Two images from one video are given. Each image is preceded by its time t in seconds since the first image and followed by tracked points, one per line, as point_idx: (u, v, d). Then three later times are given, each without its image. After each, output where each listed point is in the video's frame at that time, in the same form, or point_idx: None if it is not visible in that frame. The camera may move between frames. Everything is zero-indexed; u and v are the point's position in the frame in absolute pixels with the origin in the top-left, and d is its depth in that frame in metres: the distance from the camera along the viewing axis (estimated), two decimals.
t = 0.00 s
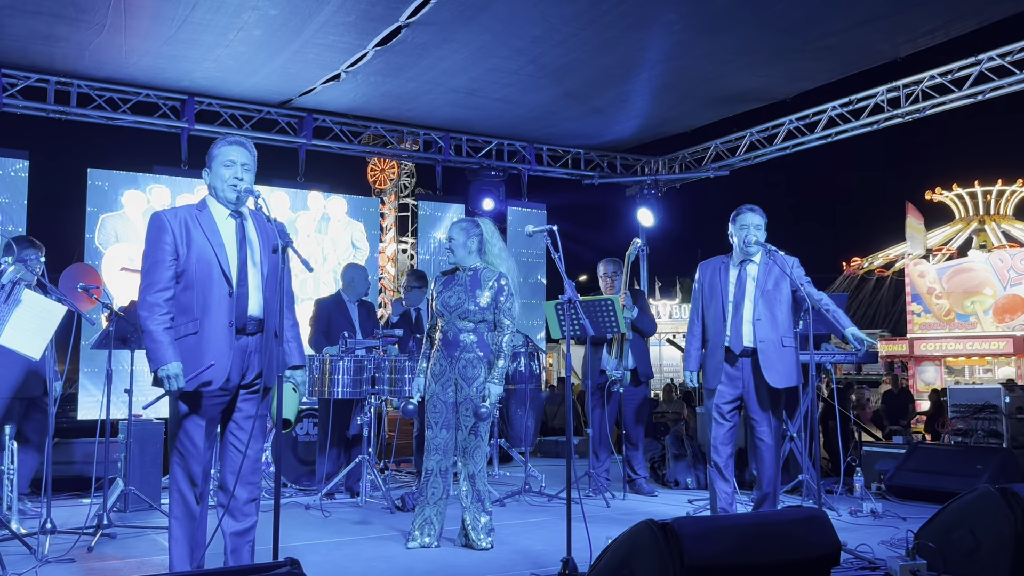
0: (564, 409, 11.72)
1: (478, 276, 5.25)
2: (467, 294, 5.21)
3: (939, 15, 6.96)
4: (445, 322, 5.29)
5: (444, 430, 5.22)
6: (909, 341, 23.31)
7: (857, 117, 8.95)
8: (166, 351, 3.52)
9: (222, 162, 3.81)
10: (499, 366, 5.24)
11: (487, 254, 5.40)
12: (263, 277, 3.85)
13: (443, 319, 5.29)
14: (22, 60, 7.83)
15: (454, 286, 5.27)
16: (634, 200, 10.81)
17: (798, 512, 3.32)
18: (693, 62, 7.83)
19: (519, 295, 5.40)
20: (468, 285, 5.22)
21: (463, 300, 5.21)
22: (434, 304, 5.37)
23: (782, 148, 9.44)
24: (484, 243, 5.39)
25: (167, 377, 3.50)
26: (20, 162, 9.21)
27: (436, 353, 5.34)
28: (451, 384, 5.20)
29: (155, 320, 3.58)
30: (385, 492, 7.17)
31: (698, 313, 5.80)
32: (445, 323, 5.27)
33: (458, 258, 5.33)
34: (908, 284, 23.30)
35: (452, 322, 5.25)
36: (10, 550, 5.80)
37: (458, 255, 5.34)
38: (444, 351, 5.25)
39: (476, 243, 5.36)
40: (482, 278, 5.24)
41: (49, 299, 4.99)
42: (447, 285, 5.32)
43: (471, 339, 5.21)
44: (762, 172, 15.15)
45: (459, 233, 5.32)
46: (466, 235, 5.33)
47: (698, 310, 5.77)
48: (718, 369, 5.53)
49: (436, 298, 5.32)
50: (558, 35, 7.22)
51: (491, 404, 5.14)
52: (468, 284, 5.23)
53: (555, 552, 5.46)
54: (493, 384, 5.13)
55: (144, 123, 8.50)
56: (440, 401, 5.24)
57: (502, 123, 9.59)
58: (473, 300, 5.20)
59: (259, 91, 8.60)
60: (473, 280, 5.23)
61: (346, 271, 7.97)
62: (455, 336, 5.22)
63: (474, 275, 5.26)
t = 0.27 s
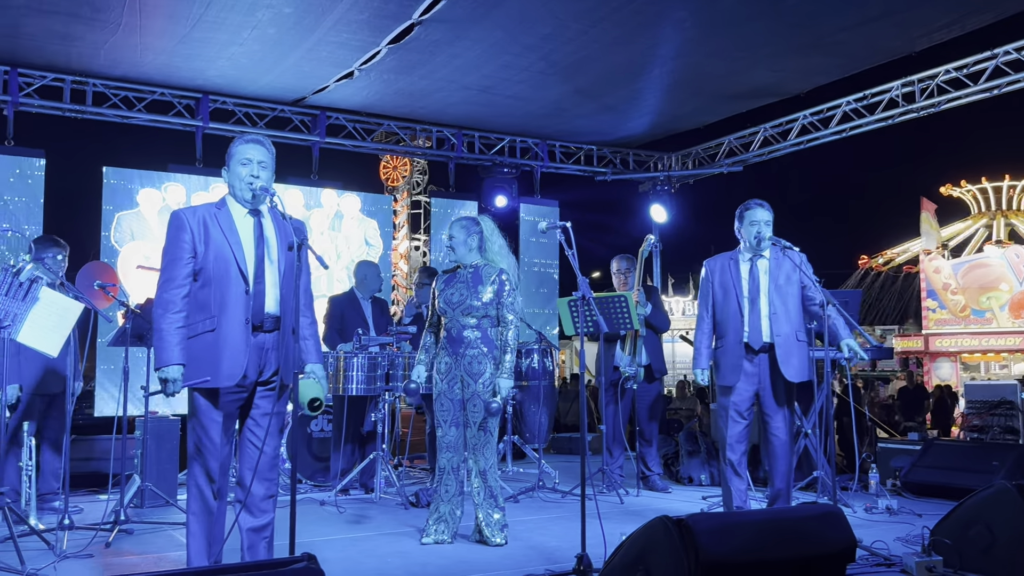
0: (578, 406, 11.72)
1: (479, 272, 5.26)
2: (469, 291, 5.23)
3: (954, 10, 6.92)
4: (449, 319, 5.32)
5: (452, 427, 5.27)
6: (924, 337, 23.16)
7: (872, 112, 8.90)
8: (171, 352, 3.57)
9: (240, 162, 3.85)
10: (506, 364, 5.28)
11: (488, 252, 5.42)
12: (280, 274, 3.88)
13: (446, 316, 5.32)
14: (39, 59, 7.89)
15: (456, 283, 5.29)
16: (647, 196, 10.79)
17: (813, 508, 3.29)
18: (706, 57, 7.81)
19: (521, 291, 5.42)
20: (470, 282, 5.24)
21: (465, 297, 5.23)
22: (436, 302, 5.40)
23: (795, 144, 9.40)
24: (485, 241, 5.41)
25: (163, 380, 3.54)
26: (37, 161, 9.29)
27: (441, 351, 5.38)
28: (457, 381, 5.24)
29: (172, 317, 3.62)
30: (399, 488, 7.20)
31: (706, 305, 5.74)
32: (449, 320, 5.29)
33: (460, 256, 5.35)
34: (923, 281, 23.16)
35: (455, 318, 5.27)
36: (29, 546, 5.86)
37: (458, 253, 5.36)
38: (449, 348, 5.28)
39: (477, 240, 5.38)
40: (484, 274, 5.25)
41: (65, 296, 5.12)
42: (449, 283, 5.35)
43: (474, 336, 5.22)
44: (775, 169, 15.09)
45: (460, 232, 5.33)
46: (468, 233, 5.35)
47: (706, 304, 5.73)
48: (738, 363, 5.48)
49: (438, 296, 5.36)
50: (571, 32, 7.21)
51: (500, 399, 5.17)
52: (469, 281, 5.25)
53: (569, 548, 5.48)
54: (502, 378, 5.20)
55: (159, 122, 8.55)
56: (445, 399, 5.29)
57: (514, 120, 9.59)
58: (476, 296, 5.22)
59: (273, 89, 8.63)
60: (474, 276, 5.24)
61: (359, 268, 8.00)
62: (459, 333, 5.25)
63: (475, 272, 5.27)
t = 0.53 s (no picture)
0: (594, 402, 11.74)
1: (484, 269, 5.31)
2: (476, 287, 5.27)
3: (975, 3, 6.85)
4: (456, 316, 5.33)
5: (465, 424, 5.34)
6: (944, 333, 22.95)
7: (891, 107, 8.84)
8: (200, 347, 3.62)
9: (263, 161, 3.88)
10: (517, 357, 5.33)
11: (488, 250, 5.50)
12: (299, 269, 3.89)
13: (452, 313, 5.33)
14: (60, 59, 7.96)
15: (462, 280, 5.32)
16: (664, 192, 10.75)
17: (831, 505, 3.29)
18: (724, 52, 7.78)
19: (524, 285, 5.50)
20: (476, 278, 5.28)
21: (473, 293, 5.27)
22: (441, 300, 5.41)
23: (814, 139, 9.35)
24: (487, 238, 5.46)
25: (196, 374, 3.60)
26: (58, 160, 9.38)
27: (448, 348, 5.39)
28: (469, 377, 5.29)
29: (196, 315, 3.66)
30: (418, 484, 7.23)
31: (722, 298, 5.68)
32: (458, 317, 5.31)
33: (464, 254, 5.36)
34: (943, 276, 22.97)
35: (463, 315, 5.29)
36: (52, 541, 5.93)
37: (460, 251, 5.36)
38: (459, 345, 5.30)
39: (481, 237, 5.39)
40: (489, 270, 5.31)
41: (88, 295, 5.29)
42: (453, 280, 5.37)
43: (482, 332, 5.27)
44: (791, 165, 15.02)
45: (466, 230, 5.33)
46: (477, 230, 5.37)
47: (722, 297, 5.67)
48: (763, 356, 5.44)
49: (444, 293, 5.37)
50: (588, 28, 7.20)
51: (517, 389, 5.24)
52: (475, 277, 5.29)
53: (589, 543, 5.49)
54: (513, 370, 5.24)
55: (178, 121, 8.61)
56: (457, 396, 5.34)
57: (531, 117, 9.59)
58: (484, 293, 5.27)
59: (291, 88, 8.67)
60: (480, 273, 5.29)
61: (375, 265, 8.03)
62: (468, 330, 5.27)
63: (480, 268, 5.32)
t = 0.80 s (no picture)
0: (614, 399, 11.72)
1: (495, 266, 5.32)
2: (490, 284, 5.27)
3: None
4: (470, 314, 5.31)
5: (483, 421, 5.33)
6: (967, 329, 22.69)
7: (914, 101, 8.76)
8: (226, 345, 3.63)
9: (287, 159, 3.89)
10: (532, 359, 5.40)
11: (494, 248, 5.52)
12: (320, 267, 3.89)
13: (467, 311, 5.31)
14: (83, 59, 8.02)
15: (474, 279, 5.30)
16: (684, 188, 10.70)
17: (857, 501, 3.24)
18: (745, 47, 7.73)
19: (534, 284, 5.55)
20: (489, 276, 5.28)
21: (489, 291, 5.27)
22: (454, 300, 5.37)
23: (835, 133, 9.28)
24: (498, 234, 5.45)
25: (224, 370, 3.62)
26: (81, 159, 9.45)
27: (465, 348, 5.36)
28: (487, 374, 5.28)
29: (220, 314, 3.68)
30: (439, 481, 7.25)
31: (745, 295, 5.63)
32: (473, 314, 5.29)
33: (476, 253, 5.33)
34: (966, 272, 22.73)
35: (478, 312, 5.28)
36: (78, 537, 5.99)
37: (470, 250, 5.32)
38: (476, 343, 5.29)
39: (492, 235, 5.36)
40: (501, 268, 5.32)
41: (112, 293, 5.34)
42: (464, 279, 5.34)
43: (499, 329, 5.28)
44: (812, 161, 14.91)
45: (481, 229, 5.28)
46: (492, 228, 5.32)
47: (744, 292, 5.62)
48: (789, 352, 5.40)
49: (455, 291, 5.35)
50: (608, 24, 7.18)
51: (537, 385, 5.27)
52: (488, 275, 5.29)
53: (611, 540, 5.48)
54: (533, 366, 5.29)
55: (200, 120, 8.67)
56: (476, 394, 5.32)
57: (550, 113, 9.58)
58: (498, 289, 5.28)
59: (311, 86, 8.70)
60: (492, 270, 5.29)
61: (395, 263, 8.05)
62: (484, 327, 5.27)
63: (492, 266, 5.32)
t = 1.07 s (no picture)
0: (638, 396, 11.71)
1: (519, 264, 5.40)
2: (515, 282, 5.33)
3: None
4: (493, 311, 5.35)
5: (508, 418, 5.35)
6: (995, 325, 22.39)
7: (941, 94, 8.67)
8: (250, 341, 3.66)
9: (312, 159, 3.92)
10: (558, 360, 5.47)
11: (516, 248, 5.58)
12: (346, 266, 3.93)
13: (492, 308, 5.34)
14: (111, 60, 8.12)
15: (499, 276, 5.35)
16: (708, 183, 10.66)
17: (885, 498, 3.18)
18: (770, 42, 7.69)
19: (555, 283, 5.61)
20: (513, 273, 5.34)
21: (514, 288, 5.32)
22: (479, 298, 5.40)
23: (861, 128, 9.21)
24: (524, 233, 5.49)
25: (245, 370, 3.62)
26: (110, 160, 9.56)
27: (489, 345, 5.39)
28: (511, 371, 5.31)
29: (245, 312, 3.70)
30: (464, 477, 7.29)
31: (770, 290, 5.59)
32: (498, 312, 5.32)
33: (503, 250, 5.39)
34: (992, 266, 22.45)
35: (502, 309, 5.32)
36: (110, 532, 6.09)
37: (497, 247, 5.37)
38: (501, 340, 5.32)
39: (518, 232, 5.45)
40: (524, 265, 5.40)
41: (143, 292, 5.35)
42: (489, 277, 5.38)
43: (524, 326, 5.31)
44: (836, 156, 14.78)
45: (509, 226, 5.34)
46: (519, 225, 5.37)
47: (770, 288, 5.58)
48: (817, 349, 5.37)
49: (479, 288, 5.38)
50: (631, 20, 7.17)
51: (572, 380, 5.44)
52: (513, 272, 5.35)
53: (637, 537, 5.49)
54: (562, 362, 5.37)
55: (226, 120, 8.75)
56: (501, 391, 5.35)
57: (573, 110, 9.58)
58: (522, 286, 5.33)
59: (335, 85, 8.76)
60: (516, 268, 5.36)
61: (419, 261, 8.09)
62: (509, 324, 5.30)
63: (515, 264, 5.40)
